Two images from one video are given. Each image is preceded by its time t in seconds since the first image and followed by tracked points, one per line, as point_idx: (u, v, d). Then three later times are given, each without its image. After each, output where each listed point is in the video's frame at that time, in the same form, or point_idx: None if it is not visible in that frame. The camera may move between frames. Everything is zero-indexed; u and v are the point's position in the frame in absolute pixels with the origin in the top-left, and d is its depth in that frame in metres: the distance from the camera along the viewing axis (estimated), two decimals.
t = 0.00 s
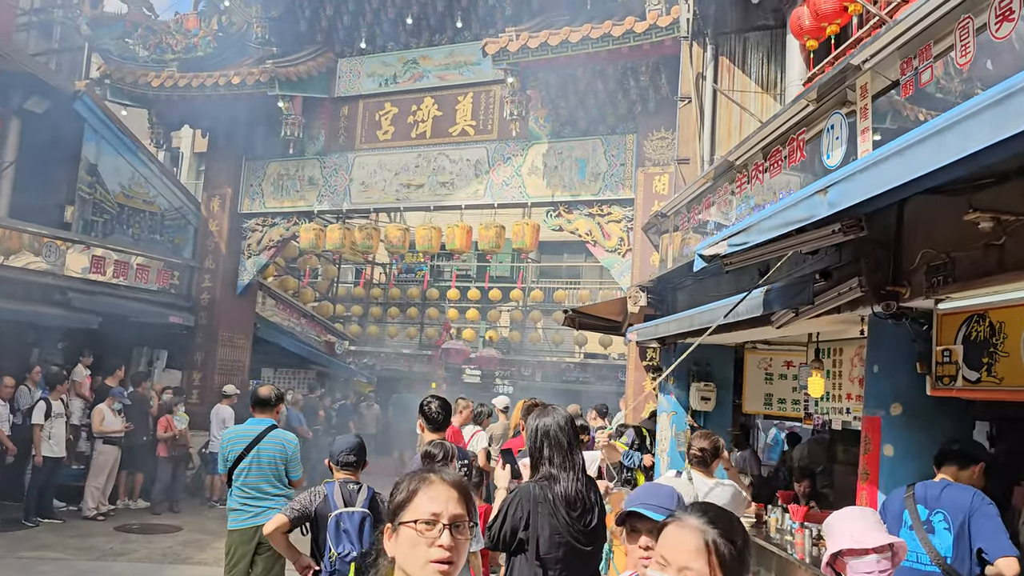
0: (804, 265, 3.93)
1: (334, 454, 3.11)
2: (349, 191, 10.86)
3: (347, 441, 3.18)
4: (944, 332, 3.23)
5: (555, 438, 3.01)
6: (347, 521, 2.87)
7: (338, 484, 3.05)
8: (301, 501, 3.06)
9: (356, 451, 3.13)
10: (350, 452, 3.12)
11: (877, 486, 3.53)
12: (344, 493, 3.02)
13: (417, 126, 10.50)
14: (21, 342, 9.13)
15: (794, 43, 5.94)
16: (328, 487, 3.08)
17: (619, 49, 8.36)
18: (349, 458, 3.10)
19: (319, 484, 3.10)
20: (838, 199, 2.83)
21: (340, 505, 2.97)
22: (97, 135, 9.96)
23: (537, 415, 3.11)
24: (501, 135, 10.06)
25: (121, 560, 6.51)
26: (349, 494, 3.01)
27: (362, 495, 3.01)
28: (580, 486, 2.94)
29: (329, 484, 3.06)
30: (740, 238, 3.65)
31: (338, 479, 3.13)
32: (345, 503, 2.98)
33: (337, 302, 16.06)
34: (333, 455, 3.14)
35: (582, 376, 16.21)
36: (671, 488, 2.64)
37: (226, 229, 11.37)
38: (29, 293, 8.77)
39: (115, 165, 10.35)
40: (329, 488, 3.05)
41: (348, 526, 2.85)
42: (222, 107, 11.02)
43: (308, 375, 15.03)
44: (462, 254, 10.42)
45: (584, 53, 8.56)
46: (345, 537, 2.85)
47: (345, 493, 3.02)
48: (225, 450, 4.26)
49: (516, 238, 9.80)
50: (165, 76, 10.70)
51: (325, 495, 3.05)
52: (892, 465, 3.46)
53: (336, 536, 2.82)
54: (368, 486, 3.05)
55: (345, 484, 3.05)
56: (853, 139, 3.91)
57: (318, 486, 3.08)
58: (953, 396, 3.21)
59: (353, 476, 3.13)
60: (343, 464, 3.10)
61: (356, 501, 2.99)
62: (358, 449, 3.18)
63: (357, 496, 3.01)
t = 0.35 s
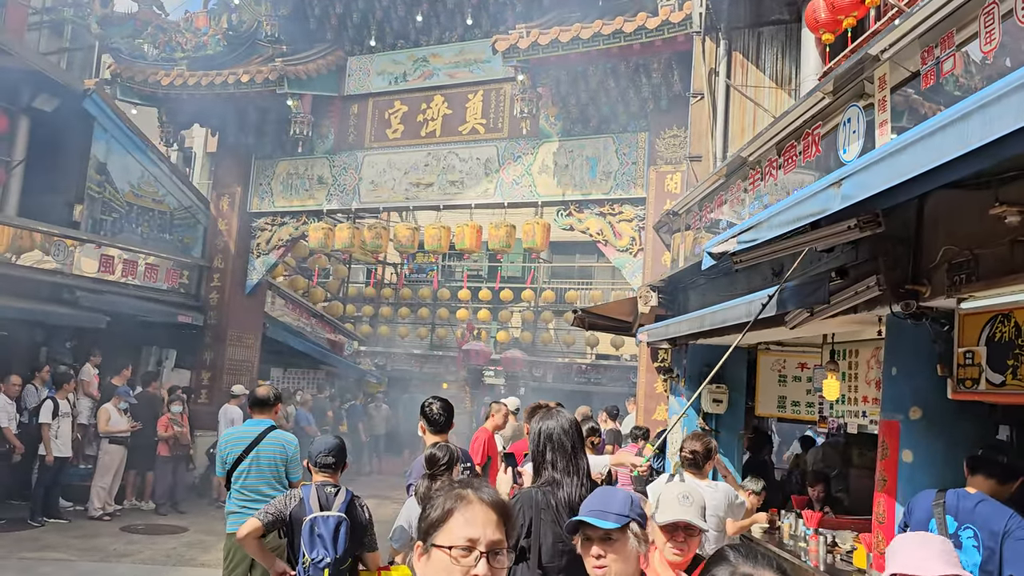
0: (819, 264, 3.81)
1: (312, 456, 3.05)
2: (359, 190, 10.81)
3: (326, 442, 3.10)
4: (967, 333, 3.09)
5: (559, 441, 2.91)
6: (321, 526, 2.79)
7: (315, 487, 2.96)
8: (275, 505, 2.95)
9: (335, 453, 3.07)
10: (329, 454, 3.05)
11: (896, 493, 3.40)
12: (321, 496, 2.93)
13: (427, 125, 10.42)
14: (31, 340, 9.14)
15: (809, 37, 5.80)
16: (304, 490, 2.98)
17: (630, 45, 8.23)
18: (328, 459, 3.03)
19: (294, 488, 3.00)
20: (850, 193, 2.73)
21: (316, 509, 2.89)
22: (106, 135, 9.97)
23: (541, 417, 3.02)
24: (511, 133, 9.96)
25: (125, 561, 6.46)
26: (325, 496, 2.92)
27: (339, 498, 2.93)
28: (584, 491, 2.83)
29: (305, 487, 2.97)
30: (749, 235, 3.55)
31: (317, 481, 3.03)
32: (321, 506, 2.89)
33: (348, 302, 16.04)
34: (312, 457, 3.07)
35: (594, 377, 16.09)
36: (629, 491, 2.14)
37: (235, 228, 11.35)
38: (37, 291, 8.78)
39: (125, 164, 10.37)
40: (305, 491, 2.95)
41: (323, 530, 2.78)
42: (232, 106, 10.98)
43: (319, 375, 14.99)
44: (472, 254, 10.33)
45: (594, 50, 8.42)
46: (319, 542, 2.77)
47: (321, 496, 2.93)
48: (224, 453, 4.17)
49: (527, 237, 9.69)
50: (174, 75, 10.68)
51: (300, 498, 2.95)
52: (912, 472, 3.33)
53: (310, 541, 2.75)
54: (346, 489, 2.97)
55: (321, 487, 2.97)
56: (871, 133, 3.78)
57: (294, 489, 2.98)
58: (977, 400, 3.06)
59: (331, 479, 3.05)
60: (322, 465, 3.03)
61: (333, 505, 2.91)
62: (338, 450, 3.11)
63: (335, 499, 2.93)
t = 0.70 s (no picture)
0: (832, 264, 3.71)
1: (293, 459, 3.00)
2: (368, 191, 10.79)
3: (308, 445, 3.04)
4: (985, 334, 2.98)
5: (563, 446, 2.82)
6: (297, 533, 2.75)
7: (293, 492, 2.90)
8: (252, 511, 2.88)
9: (316, 456, 3.01)
10: (310, 457, 2.99)
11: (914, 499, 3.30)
12: (299, 501, 2.87)
13: (436, 125, 10.38)
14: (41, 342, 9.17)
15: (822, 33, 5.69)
16: (282, 496, 2.91)
17: (640, 44, 8.14)
18: (308, 463, 2.98)
19: (272, 493, 2.93)
20: (861, 189, 2.63)
21: (292, 515, 2.83)
22: (115, 136, 10.00)
23: (546, 421, 2.91)
24: (520, 134, 9.90)
25: (131, 564, 6.44)
26: (303, 502, 2.86)
27: (317, 504, 2.88)
28: (588, 498, 2.75)
29: (282, 493, 2.91)
30: (757, 234, 3.45)
31: (297, 486, 2.99)
32: (298, 512, 2.84)
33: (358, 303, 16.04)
34: (293, 460, 3.02)
35: (605, 379, 15.99)
36: (618, 505, 1.93)
37: (245, 230, 11.36)
38: (47, 293, 8.82)
39: (134, 166, 10.43)
40: (282, 497, 2.88)
41: (297, 537, 2.74)
42: (242, 108, 10.99)
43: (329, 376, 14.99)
44: (481, 255, 10.27)
45: (602, 50, 8.34)
46: (294, 549, 2.74)
47: (299, 501, 2.87)
48: (226, 457, 4.12)
49: (536, 238, 9.61)
50: (184, 77, 10.70)
51: (277, 503, 2.89)
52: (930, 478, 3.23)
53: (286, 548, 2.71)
54: (325, 494, 2.91)
55: (300, 492, 2.91)
56: (885, 129, 3.68)
57: (272, 494, 2.92)
58: (997, 404, 2.96)
59: (312, 484, 2.99)
60: (302, 469, 2.98)
61: (311, 510, 2.86)
62: (321, 453, 3.05)
63: (313, 504, 2.87)
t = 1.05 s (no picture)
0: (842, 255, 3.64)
1: (295, 458, 2.96)
2: (370, 188, 10.75)
3: (310, 444, 3.01)
4: (1000, 323, 2.94)
5: (571, 442, 2.77)
6: (302, 535, 2.71)
7: (296, 493, 2.86)
8: (256, 513, 2.83)
9: (319, 455, 2.97)
10: (312, 456, 2.96)
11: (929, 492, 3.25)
12: (303, 502, 2.83)
13: (438, 122, 10.33)
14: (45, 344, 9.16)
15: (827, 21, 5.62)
16: (285, 497, 2.86)
17: (643, 37, 8.07)
18: (311, 462, 2.94)
19: (276, 495, 2.88)
20: (870, 177, 2.58)
21: (297, 516, 2.79)
22: (116, 137, 9.97)
23: (556, 416, 2.87)
24: (523, 129, 9.84)
25: (138, 565, 6.43)
26: (307, 502, 2.83)
27: (322, 504, 2.84)
28: (598, 497, 2.71)
29: (285, 494, 2.86)
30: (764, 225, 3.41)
31: (301, 486, 2.96)
32: (302, 513, 2.80)
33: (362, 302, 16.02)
34: (295, 460, 2.98)
35: (611, 375, 15.95)
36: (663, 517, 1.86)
37: (248, 229, 11.34)
38: (50, 295, 8.82)
39: (136, 166, 10.41)
40: (287, 498, 2.84)
41: (303, 539, 2.70)
42: (243, 107, 10.95)
43: (334, 375, 14.96)
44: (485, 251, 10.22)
45: (603, 43, 8.27)
46: (300, 551, 2.71)
47: (303, 501, 2.84)
48: (231, 457, 4.08)
49: (540, 234, 9.55)
50: (185, 76, 10.65)
51: (282, 505, 2.84)
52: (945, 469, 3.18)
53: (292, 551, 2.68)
54: (329, 494, 2.88)
55: (303, 492, 2.87)
56: (895, 117, 3.62)
57: (274, 496, 2.87)
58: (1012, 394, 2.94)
59: (316, 483, 2.96)
60: (305, 469, 2.94)
61: (315, 511, 2.82)
62: (323, 452, 3.01)
63: (317, 505, 2.84)
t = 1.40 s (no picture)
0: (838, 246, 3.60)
1: (291, 457, 2.91)
2: (363, 182, 10.66)
3: (305, 441, 2.96)
4: (1000, 312, 2.91)
5: (563, 439, 2.72)
6: (299, 536, 2.67)
7: (293, 492, 2.81)
8: (253, 513, 2.76)
9: (315, 452, 2.93)
10: (308, 454, 2.91)
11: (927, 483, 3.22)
12: (300, 502, 2.78)
13: (430, 114, 10.25)
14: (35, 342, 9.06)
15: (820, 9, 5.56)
16: (282, 497, 2.81)
17: (636, 27, 8.00)
18: (306, 460, 2.89)
19: (272, 495, 2.82)
20: (864, 165, 2.53)
21: (294, 517, 2.74)
22: (105, 132, 9.83)
23: (548, 411, 2.81)
24: (515, 121, 9.78)
25: (131, 563, 6.38)
26: (304, 502, 2.78)
27: (319, 504, 2.79)
28: (591, 494, 2.65)
29: (282, 494, 2.82)
30: (756, 215, 3.35)
31: (297, 484, 2.91)
32: (300, 513, 2.76)
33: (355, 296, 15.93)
34: (292, 458, 2.93)
35: (606, 367, 15.94)
36: (673, 522, 1.82)
37: (239, 225, 11.26)
38: (41, 293, 8.73)
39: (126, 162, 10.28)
40: (283, 498, 2.79)
41: (301, 539, 2.66)
42: (232, 101, 10.82)
43: (328, 370, 14.90)
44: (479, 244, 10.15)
45: (595, 34, 8.18)
46: (297, 552, 2.67)
47: (300, 501, 2.79)
48: (222, 455, 4.02)
49: (533, 226, 9.49)
50: (173, 71, 10.50)
51: (279, 506, 2.78)
52: (943, 461, 3.15)
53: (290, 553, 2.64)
54: (327, 492, 2.84)
55: (300, 491, 2.83)
56: (890, 104, 3.57)
57: (270, 496, 2.81)
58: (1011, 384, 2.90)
59: (312, 482, 2.91)
60: (301, 467, 2.90)
61: (312, 511, 2.78)
62: (319, 449, 2.97)
63: (315, 504, 2.79)
